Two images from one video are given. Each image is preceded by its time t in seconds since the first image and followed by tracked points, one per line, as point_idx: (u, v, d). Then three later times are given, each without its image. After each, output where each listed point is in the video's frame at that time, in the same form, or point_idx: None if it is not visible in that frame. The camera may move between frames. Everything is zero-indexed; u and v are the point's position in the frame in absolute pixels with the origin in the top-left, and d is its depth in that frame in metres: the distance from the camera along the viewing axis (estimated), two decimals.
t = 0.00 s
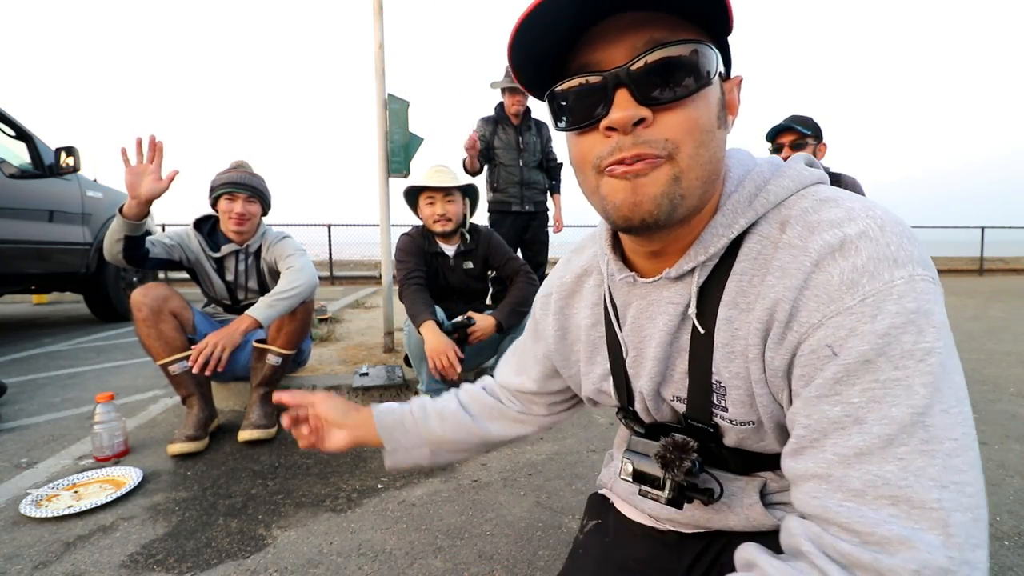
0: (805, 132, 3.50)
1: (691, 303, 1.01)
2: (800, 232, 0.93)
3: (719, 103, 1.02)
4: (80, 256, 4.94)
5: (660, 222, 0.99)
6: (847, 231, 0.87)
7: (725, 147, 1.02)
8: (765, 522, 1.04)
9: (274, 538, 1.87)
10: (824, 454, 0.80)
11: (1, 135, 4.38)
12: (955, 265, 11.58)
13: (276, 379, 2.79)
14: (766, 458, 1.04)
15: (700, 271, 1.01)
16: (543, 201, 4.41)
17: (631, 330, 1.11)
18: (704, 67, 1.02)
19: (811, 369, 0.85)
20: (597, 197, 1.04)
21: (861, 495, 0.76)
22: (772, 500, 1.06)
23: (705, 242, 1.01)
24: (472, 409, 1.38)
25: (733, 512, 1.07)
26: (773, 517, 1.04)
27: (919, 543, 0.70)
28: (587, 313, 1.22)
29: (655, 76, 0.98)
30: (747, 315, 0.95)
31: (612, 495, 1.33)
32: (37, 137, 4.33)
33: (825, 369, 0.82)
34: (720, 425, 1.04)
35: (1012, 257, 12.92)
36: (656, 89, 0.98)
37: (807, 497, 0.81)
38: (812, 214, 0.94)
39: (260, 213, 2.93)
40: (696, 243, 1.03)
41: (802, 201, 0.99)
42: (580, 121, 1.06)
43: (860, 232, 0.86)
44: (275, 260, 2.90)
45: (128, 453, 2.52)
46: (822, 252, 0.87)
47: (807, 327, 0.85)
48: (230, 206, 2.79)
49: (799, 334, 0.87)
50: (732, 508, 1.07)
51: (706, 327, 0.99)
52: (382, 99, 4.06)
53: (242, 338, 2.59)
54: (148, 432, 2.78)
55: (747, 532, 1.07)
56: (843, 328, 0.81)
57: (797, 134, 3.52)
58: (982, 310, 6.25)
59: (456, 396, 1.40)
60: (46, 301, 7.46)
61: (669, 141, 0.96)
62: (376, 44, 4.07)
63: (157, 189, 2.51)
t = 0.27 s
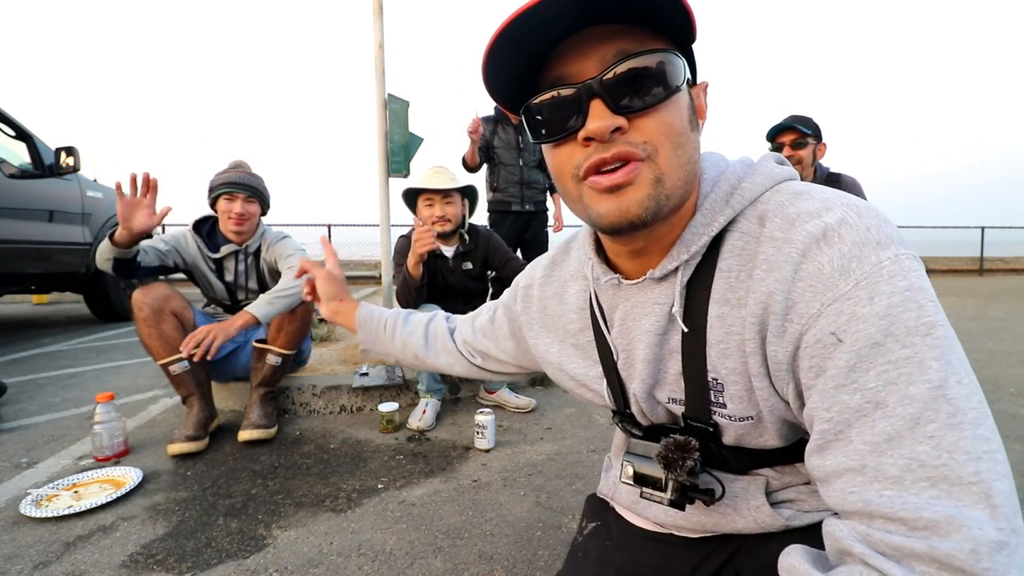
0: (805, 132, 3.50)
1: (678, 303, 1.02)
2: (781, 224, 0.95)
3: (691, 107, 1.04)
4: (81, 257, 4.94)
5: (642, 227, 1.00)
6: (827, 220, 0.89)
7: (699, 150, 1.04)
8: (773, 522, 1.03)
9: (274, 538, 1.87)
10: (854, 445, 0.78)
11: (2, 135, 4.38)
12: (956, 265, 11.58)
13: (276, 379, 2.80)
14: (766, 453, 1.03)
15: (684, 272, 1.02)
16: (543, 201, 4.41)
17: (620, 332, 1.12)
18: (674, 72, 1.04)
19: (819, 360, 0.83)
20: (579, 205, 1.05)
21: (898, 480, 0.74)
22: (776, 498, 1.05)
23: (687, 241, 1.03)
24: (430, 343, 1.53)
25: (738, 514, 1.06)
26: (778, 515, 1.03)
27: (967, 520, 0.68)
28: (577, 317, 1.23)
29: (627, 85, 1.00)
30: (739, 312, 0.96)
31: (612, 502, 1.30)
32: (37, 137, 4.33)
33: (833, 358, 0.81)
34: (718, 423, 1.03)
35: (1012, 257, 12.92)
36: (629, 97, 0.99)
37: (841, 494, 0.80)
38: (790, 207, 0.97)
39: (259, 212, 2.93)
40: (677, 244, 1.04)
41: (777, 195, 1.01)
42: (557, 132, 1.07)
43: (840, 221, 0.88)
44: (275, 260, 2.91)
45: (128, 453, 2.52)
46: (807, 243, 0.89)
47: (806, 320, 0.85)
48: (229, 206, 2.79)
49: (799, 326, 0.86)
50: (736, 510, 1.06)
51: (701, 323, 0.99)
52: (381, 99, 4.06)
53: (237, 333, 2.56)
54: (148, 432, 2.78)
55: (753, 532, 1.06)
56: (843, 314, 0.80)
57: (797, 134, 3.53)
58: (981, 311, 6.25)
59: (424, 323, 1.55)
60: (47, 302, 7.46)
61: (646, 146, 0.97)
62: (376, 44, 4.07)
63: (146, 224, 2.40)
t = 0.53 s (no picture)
0: (808, 131, 3.51)
1: (672, 308, 1.02)
2: (771, 228, 0.95)
3: (680, 116, 1.06)
4: (81, 256, 4.94)
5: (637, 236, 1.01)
6: (816, 223, 0.90)
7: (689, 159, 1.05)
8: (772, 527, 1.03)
9: (274, 538, 1.87)
10: (840, 447, 0.79)
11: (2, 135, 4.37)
12: (955, 265, 11.58)
13: (275, 378, 2.79)
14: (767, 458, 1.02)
15: (678, 277, 1.02)
16: (543, 201, 4.41)
17: (616, 340, 1.12)
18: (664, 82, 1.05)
19: (809, 363, 0.83)
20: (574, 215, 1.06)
21: (883, 481, 0.74)
22: (777, 503, 1.05)
23: (679, 247, 1.03)
24: (448, 356, 1.55)
25: (738, 520, 1.06)
26: (778, 520, 1.03)
27: (949, 520, 0.69)
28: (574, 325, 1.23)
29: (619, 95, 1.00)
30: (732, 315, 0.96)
31: (614, 504, 1.31)
32: (37, 137, 4.33)
33: (821, 360, 0.81)
34: (715, 429, 1.03)
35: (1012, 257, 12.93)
36: (622, 107, 1.00)
37: (827, 496, 0.80)
38: (780, 211, 0.97)
39: (258, 213, 2.93)
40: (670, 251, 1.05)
41: (768, 200, 1.01)
42: (550, 142, 1.07)
43: (829, 224, 0.88)
44: (275, 259, 2.91)
45: (128, 453, 2.52)
46: (795, 246, 0.89)
47: (795, 324, 0.85)
48: (228, 207, 2.79)
49: (789, 329, 0.86)
50: (737, 516, 1.06)
51: (695, 328, 0.99)
52: (382, 99, 4.06)
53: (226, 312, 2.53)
54: (148, 432, 2.78)
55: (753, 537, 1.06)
56: (832, 317, 0.80)
57: (800, 133, 3.53)
58: (981, 310, 6.26)
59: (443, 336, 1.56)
60: (47, 302, 7.45)
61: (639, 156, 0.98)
62: (376, 44, 4.07)
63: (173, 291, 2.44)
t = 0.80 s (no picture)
0: (809, 130, 3.50)
1: (693, 302, 1.02)
2: (802, 220, 0.95)
3: (707, 103, 1.05)
4: (81, 257, 4.94)
5: (657, 222, 1.00)
6: (851, 215, 0.90)
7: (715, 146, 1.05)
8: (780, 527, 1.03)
9: (274, 538, 1.87)
10: (869, 439, 0.78)
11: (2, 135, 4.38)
12: (955, 265, 11.58)
13: (274, 379, 2.79)
14: (777, 455, 1.04)
15: (701, 268, 1.02)
16: (543, 200, 4.41)
17: (630, 333, 1.12)
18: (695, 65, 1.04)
19: (839, 355, 0.83)
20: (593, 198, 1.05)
21: (911, 474, 0.74)
22: (784, 502, 1.05)
23: (703, 239, 1.03)
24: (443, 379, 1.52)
25: (745, 519, 1.06)
26: (784, 519, 1.04)
27: (978, 514, 0.68)
28: (583, 319, 1.22)
29: (647, 76, 1.00)
30: (758, 309, 0.96)
31: (614, 502, 1.29)
32: (37, 137, 4.33)
33: (855, 353, 0.81)
34: (731, 424, 1.03)
35: (1012, 257, 12.92)
36: (649, 89, 0.99)
37: (851, 487, 0.80)
38: (810, 204, 0.97)
39: (255, 214, 2.93)
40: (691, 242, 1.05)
41: (795, 193, 1.02)
42: (573, 122, 1.06)
43: (864, 216, 0.89)
44: (270, 260, 2.90)
45: (128, 453, 2.52)
46: (831, 237, 0.89)
47: (829, 314, 0.85)
48: (225, 207, 2.78)
49: (822, 321, 0.86)
50: (744, 515, 1.06)
51: (716, 323, 0.99)
52: (382, 99, 4.06)
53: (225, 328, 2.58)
54: (148, 432, 2.78)
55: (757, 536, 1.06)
56: (868, 310, 0.81)
57: (801, 133, 3.52)
58: (981, 311, 6.26)
59: (431, 362, 1.54)
60: (48, 302, 7.45)
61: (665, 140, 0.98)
62: (376, 44, 4.07)
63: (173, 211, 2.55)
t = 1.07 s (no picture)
0: (811, 130, 3.50)
1: (754, 304, 0.99)
2: (885, 228, 0.91)
3: (790, 92, 0.98)
4: (80, 257, 4.94)
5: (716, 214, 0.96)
6: (942, 228, 0.86)
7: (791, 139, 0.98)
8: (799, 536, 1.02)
9: (274, 537, 1.88)
10: (944, 463, 0.77)
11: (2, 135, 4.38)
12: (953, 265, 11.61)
13: (274, 379, 2.80)
14: (822, 467, 1.01)
15: (765, 271, 0.99)
16: (543, 201, 4.42)
17: (673, 331, 1.09)
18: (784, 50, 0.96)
19: (918, 373, 0.81)
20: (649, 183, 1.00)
21: (992, 506, 0.73)
22: (806, 512, 1.04)
23: (769, 240, 0.99)
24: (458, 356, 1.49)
25: (768, 532, 1.06)
26: (804, 528, 1.02)
27: None
28: (615, 312, 1.19)
29: (727, 58, 0.93)
30: (826, 318, 0.93)
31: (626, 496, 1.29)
32: (37, 137, 4.33)
33: (937, 372, 0.79)
34: (774, 435, 1.01)
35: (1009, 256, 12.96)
36: (728, 72, 0.92)
37: (920, 513, 0.78)
38: (892, 212, 0.93)
39: (257, 213, 2.94)
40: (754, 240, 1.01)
41: (871, 199, 0.98)
42: (639, 100, 1.00)
43: (956, 230, 0.85)
44: (271, 260, 2.91)
45: (128, 453, 2.52)
46: (922, 248, 0.85)
47: (914, 329, 0.82)
48: (227, 207, 2.79)
49: (902, 337, 0.83)
50: (767, 527, 1.06)
51: (775, 329, 0.97)
52: (382, 99, 4.06)
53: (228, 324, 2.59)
54: (148, 432, 2.78)
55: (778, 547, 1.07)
56: (957, 329, 0.78)
57: (804, 134, 3.51)
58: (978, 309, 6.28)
59: (449, 336, 1.51)
60: (47, 301, 7.47)
61: (736, 129, 0.92)
62: (376, 44, 4.07)
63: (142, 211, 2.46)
